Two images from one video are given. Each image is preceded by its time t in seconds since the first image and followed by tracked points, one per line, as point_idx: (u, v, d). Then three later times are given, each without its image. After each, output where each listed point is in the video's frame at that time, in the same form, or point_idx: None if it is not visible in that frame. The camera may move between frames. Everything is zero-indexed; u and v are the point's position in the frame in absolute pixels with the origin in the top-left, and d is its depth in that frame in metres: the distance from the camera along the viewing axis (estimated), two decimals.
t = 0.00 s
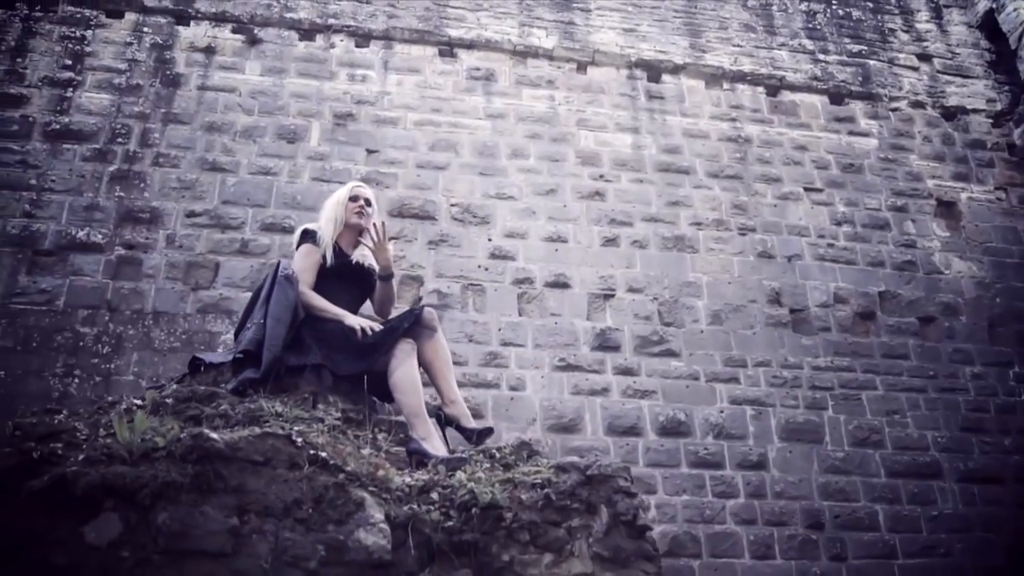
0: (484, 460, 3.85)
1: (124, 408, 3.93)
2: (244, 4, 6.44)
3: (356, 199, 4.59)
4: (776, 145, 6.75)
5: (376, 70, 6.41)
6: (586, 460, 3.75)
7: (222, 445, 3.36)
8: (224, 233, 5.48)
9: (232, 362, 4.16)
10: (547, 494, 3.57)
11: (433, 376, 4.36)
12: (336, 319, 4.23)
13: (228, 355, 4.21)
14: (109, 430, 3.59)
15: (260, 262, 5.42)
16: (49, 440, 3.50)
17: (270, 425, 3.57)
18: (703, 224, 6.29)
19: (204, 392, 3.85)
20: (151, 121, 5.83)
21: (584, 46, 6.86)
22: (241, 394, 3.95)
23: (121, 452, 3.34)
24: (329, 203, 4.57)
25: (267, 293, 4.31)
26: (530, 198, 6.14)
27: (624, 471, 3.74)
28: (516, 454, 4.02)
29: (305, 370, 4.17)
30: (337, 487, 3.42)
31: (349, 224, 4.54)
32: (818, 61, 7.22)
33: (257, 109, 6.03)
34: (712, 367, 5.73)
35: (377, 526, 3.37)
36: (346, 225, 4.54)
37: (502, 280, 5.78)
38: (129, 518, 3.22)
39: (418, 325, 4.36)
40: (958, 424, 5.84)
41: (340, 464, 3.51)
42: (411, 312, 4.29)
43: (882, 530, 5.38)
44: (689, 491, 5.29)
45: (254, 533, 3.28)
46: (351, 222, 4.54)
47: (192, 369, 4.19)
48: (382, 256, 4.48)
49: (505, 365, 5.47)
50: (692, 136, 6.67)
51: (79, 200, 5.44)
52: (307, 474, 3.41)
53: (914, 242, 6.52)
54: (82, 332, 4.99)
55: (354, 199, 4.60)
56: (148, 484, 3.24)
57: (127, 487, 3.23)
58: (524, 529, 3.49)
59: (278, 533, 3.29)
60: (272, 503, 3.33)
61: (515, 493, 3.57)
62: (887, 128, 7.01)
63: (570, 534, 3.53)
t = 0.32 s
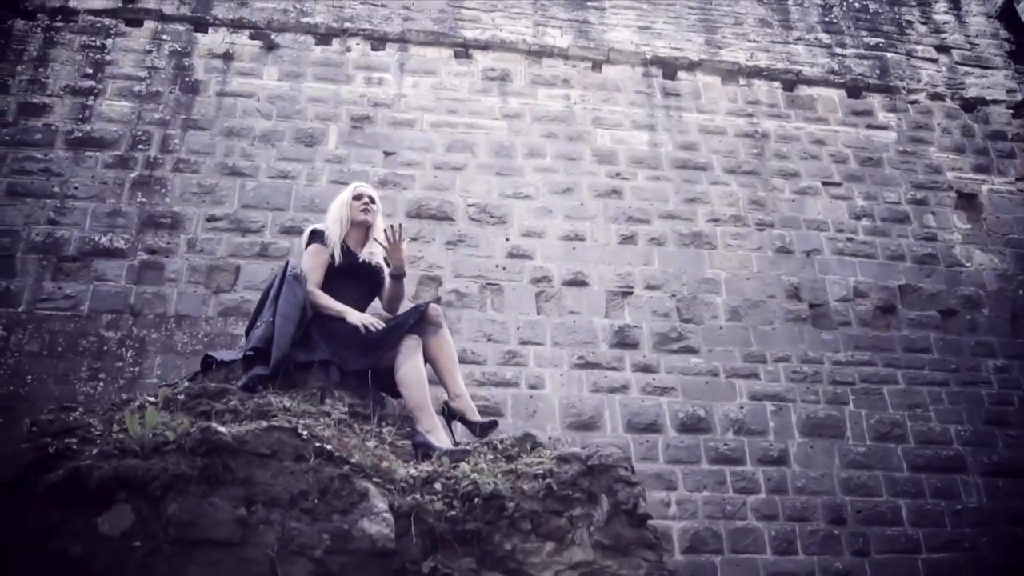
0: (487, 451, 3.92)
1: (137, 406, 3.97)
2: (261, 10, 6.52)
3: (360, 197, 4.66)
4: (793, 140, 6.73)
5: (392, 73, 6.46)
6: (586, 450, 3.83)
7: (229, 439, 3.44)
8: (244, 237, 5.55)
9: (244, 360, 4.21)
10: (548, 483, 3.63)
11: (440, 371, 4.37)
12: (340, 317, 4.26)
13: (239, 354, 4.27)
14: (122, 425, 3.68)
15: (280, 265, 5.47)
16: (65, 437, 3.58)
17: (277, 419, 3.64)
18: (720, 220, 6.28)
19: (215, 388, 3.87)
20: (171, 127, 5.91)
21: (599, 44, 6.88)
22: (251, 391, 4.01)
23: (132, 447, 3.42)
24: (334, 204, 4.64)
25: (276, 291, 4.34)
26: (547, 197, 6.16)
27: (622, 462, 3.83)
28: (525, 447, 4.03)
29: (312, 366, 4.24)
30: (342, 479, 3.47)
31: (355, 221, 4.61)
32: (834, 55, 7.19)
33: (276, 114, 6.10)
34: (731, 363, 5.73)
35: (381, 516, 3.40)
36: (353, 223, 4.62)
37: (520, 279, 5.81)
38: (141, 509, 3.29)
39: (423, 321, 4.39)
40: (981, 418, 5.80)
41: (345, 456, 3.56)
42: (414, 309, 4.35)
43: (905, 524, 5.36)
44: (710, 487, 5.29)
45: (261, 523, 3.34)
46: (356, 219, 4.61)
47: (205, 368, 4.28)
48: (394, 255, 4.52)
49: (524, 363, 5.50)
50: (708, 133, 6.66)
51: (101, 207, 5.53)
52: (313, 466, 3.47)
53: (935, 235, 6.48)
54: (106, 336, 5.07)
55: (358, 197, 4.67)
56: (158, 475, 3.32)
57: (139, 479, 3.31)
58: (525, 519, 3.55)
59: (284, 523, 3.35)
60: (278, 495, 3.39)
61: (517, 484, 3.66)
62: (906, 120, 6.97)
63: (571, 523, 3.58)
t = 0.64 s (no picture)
0: (494, 442, 3.88)
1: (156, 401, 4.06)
2: (279, 16, 6.59)
3: (368, 195, 4.73)
4: (813, 134, 6.71)
5: (410, 75, 6.51)
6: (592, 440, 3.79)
7: (242, 431, 3.48)
8: (266, 240, 5.62)
9: (257, 356, 4.28)
10: (553, 472, 3.61)
11: (449, 366, 4.38)
12: (351, 314, 4.30)
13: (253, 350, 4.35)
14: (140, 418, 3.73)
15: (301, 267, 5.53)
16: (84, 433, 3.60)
17: (288, 412, 3.68)
18: (740, 216, 6.27)
19: (228, 384, 3.94)
20: (193, 133, 5.99)
21: (616, 42, 6.88)
22: (265, 386, 4.08)
23: (147, 441, 3.48)
24: (343, 204, 4.71)
25: (289, 288, 4.39)
26: (566, 195, 6.18)
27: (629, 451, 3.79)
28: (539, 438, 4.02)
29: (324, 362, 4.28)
30: (350, 469, 3.50)
31: (365, 219, 4.67)
32: (853, 48, 7.16)
33: (295, 118, 6.16)
34: (753, 359, 5.72)
35: (388, 505, 3.43)
36: (363, 221, 4.68)
37: (540, 277, 5.83)
38: (156, 500, 3.37)
39: (432, 317, 4.40)
40: (1006, 410, 5.75)
41: (354, 448, 3.60)
42: (424, 305, 4.36)
43: (929, 518, 5.33)
44: (732, 483, 5.28)
45: (272, 512, 3.39)
46: (365, 216, 4.67)
47: (221, 365, 4.35)
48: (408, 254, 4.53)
49: (544, 361, 5.52)
50: (727, 129, 6.65)
51: (125, 213, 5.62)
52: (323, 458, 3.51)
53: (957, 227, 6.44)
54: (132, 340, 5.15)
55: (366, 196, 4.74)
56: (172, 468, 3.39)
57: (154, 471, 3.38)
58: (531, 507, 3.54)
59: (295, 513, 3.40)
60: (288, 485, 3.43)
61: (523, 473, 3.63)
62: (926, 112, 6.92)
63: (576, 512, 3.57)
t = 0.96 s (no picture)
0: (503, 433, 4.05)
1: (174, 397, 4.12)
2: (299, 20, 6.66)
3: (377, 193, 4.74)
4: (832, 128, 6.68)
5: (429, 77, 6.55)
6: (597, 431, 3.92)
7: (255, 424, 3.55)
8: (288, 243, 5.69)
9: (272, 353, 4.32)
10: (561, 462, 3.71)
11: (459, 360, 4.45)
12: (363, 311, 4.35)
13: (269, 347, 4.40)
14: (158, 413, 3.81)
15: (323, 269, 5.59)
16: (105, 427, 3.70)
17: (301, 405, 3.75)
18: (760, 212, 6.25)
19: (243, 380, 4.01)
20: (215, 138, 6.07)
21: (633, 40, 6.89)
22: (280, 382, 4.13)
23: (165, 434, 3.55)
24: (353, 202, 4.73)
25: (302, 286, 4.44)
26: (585, 194, 6.20)
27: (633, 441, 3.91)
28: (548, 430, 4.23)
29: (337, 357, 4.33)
30: (362, 461, 3.58)
31: (376, 217, 4.70)
32: (872, 41, 7.12)
33: (316, 121, 6.23)
34: (774, 354, 5.70)
35: (398, 494, 3.52)
36: (374, 219, 4.70)
37: (560, 276, 5.85)
38: (173, 491, 3.44)
39: (442, 312, 4.49)
40: None
41: (365, 440, 3.68)
42: (435, 301, 4.44)
43: (955, 513, 5.29)
44: (755, 479, 5.27)
45: (286, 502, 3.46)
46: (375, 214, 4.70)
47: (238, 362, 4.40)
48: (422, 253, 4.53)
49: (566, 359, 5.54)
50: (746, 124, 6.63)
51: (149, 218, 5.70)
52: (335, 449, 3.58)
53: (980, 219, 6.39)
54: (158, 343, 5.23)
55: (375, 193, 4.76)
56: (188, 459, 3.46)
57: (171, 463, 3.45)
58: (539, 496, 3.63)
59: (308, 502, 3.47)
60: (301, 476, 3.50)
61: (531, 464, 3.73)
62: (947, 104, 6.88)
63: (584, 500, 3.65)
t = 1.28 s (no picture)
0: (515, 424, 4.03)
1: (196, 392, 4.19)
2: (319, 25, 6.73)
3: (393, 191, 4.78)
4: (855, 121, 6.64)
5: (449, 78, 6.60)
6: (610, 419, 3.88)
7: (273, 416, 3.60)
8: (312, 245, 5.75)
9: (291, 349, 4.40)
10: (574, 450, 3.70)
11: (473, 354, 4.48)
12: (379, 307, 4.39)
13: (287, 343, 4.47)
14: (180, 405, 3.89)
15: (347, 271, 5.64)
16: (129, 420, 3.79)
17: (317, 397, 3.79)
18: (783, 206, 6.23)
19: (262, 374, 4.06)
20: (238, 143, 6.15)
21: (652, 37, 6.89)
22: (298, 376, 4.19)
23: (186, 427, 3.63)
24: (370, 200, 4.76)
25: (320, 284, 4.51)
26: (606, 191, 6.21)
27: (645, 428, 3.87)
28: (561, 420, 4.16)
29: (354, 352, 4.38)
30: (378, 450, 3.61)
31: (392, 216, 4.73)
32: (894, 32, 7.07)
33: (338, 124, 6.29)
34: (799, 349, 5.68)
35: (412, 483, 3.55)
36: (390, 217, 4.74)
37: (582, 274, 5.87)
38: (195, 482, 3.54)
39: (457, 307, 4.52)
40: None
41: (381, 430, 3.71)
42: (449, 296, 4.48)
43: (984, 505, 5.25)
44: (781, 473, 5.26)
45: (303, 492, 3.53)
46: (392, 211, 4.73)
47: (258, 358, 4.49)
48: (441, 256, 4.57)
49: (589, 356, 5.56)
50: (767, 119, 6.61)
51: (176, 223, 5.79)
52: (351, 440, 3.62)
53: (1006, 210, 6.34)
54: (185, 346, 5.31)
55: (391, 192, 4.80)
56: (208, 451, 3.55)
57: (192, 455, 3.54)
58: (552, 484, 3.64)
59: (325, 492, 3.53)
60: (319, 467, 3.56)
61: (544, 452, 3.73)
62: (971, 94, 6.83)
63: (596, 488, 3.66)
